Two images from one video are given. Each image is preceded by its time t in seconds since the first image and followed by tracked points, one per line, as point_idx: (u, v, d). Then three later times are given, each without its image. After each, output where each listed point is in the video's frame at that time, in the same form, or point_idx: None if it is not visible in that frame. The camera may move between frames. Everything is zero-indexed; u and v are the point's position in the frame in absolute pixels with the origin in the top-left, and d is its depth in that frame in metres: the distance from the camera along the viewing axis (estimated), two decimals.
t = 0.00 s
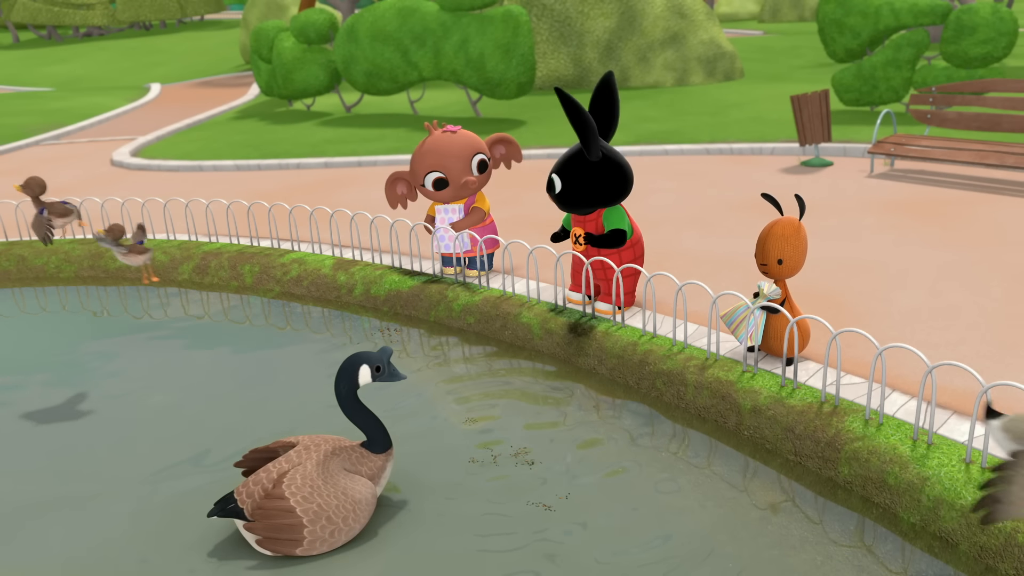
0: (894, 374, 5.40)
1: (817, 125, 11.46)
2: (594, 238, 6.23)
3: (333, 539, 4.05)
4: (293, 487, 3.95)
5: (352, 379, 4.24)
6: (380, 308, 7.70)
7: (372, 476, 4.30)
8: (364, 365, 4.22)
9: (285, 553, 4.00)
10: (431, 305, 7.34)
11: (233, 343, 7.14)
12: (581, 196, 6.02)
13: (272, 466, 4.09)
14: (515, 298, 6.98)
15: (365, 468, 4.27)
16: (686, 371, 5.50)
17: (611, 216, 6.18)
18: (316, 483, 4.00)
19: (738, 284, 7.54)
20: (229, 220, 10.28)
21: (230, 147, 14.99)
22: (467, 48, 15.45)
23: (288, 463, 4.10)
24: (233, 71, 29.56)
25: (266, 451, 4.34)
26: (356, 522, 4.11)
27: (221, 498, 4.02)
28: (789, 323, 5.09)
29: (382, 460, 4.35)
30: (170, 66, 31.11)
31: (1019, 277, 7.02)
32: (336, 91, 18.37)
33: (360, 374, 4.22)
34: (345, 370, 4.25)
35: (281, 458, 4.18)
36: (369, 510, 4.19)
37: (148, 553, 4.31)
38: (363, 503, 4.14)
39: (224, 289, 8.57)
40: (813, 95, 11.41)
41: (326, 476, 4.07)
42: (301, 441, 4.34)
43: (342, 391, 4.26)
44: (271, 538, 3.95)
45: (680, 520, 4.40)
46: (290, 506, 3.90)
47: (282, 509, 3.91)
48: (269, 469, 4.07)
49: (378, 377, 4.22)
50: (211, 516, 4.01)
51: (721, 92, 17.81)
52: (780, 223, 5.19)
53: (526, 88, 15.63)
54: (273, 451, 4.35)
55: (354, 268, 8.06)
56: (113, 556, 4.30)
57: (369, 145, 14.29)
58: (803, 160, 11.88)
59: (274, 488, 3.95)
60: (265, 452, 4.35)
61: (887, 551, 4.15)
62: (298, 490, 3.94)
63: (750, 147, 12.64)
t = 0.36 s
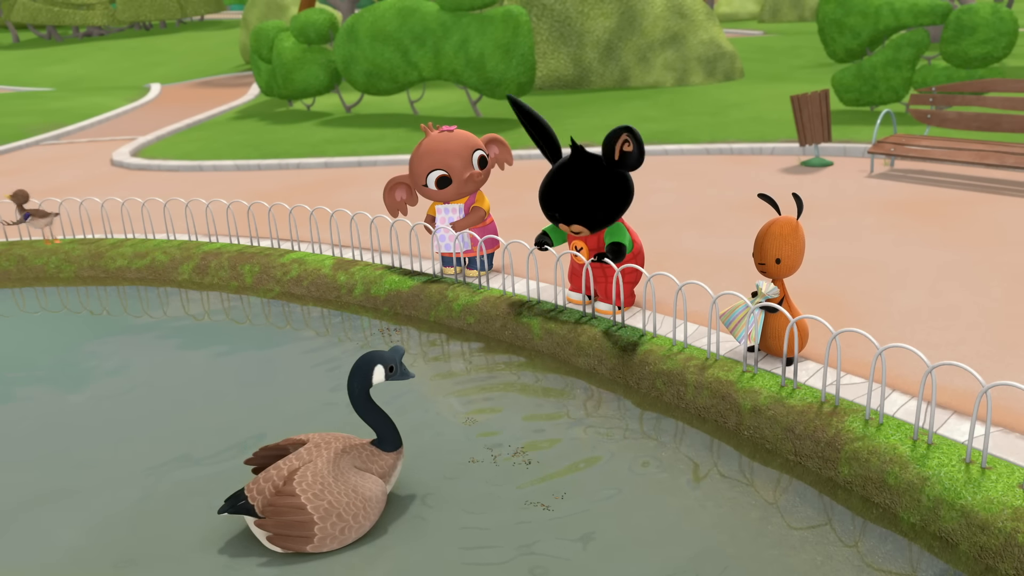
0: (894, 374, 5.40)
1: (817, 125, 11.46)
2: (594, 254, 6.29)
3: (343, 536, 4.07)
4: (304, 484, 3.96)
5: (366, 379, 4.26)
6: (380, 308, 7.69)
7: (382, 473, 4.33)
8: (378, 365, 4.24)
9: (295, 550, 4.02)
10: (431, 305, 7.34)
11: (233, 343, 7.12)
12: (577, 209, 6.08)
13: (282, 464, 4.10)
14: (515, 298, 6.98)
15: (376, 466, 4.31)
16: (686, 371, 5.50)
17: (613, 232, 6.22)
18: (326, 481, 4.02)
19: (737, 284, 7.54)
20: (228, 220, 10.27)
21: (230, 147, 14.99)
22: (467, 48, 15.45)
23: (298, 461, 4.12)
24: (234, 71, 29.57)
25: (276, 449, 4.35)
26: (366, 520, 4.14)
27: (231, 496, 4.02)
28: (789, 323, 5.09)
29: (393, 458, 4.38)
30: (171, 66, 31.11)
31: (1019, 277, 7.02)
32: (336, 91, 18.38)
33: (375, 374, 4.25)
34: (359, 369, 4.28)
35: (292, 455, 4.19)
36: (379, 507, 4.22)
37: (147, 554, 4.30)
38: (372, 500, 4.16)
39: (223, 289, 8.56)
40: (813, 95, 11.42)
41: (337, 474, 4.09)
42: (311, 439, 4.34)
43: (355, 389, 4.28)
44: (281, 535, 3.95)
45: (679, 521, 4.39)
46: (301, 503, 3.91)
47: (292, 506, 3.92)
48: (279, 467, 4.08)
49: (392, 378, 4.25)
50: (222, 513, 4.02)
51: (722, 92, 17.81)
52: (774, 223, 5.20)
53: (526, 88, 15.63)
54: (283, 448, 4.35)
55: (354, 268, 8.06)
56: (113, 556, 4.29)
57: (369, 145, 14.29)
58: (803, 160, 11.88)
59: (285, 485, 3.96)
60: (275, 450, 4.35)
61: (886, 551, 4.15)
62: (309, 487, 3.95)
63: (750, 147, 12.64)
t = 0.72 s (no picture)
0: (894, 374, 5.40)
1: (817, 125, 11.46)
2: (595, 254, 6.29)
3: (366, 526, 4.13)
4: (335, 468, 4.04)
5: (396, 374, 4.29)
6: (380, 308, 7.69)
7: (412, 469, 4.40)
8: (410, 362, 4.26)
9: (320, 534, 4.06)
10: (431, 305, 7.34)
11: (234, 343, 7.12)
12: (582, 205, 6.03)
13: (315, 451, 4.19)
14: (516, 299, 6.98)
15: (406, 461, 4.38)
16: (686, 372, 5.50)
17: (613, 233, 6.24)
18: (357, 468, 4.09)
19: (737, 284, 7.54)
20: (228, 220, 10.27)
21: (230, 147, 14.99)
22: (467, 48, 15.46)
23: (328, 448, 4.20)
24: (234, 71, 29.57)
25: (305, 435, 4.45)
26: (390, 514, 4.20)
27: (260, 490, 4.11)
28: (790, 323, 5.09)
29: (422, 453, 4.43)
30: (170, 66, 31.11)
31: (1019, 277, 7.02)
32: (336, 91, 18.37)
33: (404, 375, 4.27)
34: (389, 365, 4.28)
35: (322, 445, 4.28)
36: (404, 501, 4.28)
37: (147, 554, 4.30)
38: (399, 494, 4.24)
39: (223, 289, 8.56)
40: (812, 95, 11.43)
41: (369, 464, 4.17)
42: (340, 428, 4.44)
43: (386, 385, 4.32)
44: (306, 516, 4.02)
45: (679, 520, 4.40)
46: (332, 486, 3.99)
47: (323, 489, 4.00)
48: (311, 454, 4.17)
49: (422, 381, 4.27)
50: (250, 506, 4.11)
51: (722, 91, 17.81)
52: (774, 223, 5.20)
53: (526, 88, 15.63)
54: (311, 434, 4.45)
55: (354, 268, 8.06)
56: (113, 556, 4.30)
57: (369, 145, 14.29)
58: (803, 160, 11.88)
59: (318, 466, 4.04)
60: (303, 436, 4.46)
61: (886, 551, 4.15)
62: (340, 473, 4.03)
63: (750, 147, 12.64)
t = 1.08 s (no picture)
0: (894, 374, 5.41)
1: (817, 125, 11.46)
2: (594, 254, 6.27)
3: (382, 518, 4.14)
4: (347, 463, 4.08)
5: (449, 387, 4.47)
6: (380, 308, 7.69)
7: (420, 464, 4.47)
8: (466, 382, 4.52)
9: (335, 529, 4.06)
10: (430, 305, 7.34)
11: (234, 343, 7.12)
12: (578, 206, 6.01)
13: (325, 448, 4.23)
14: (516, 299, 6.97)
15: (414, 456, 4.45)
16: (686, 371, 5.50)
17: (612, 232, 6.20)
18: (369, 461, 4.14)
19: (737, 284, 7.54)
20: (228, 220, 10.27)
21: (230, 147, 14.99)
22: (467, 48, 15.45)
23: (338, 446, 4.26)
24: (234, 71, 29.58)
25: (318, 432, 4.56)
26: (405, 505, 4.22)
27: (270, 492, 4.13)
28: (789, 323, 5.09)
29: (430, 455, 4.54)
30: (170, 66, 31.11)
31: (1019, 278, 7.02)
32: (336, 91, 18.37)
33: (455, 393, 4.47)
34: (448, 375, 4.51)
35: (330, 444, 4.33)
36: (417, 495, 4.32)
37: (147, 555, 4.29)
38: (411, 487, 4.26)
39: (223, 289, 8.56)
40: (812, 95, 11.43)
41: (380, 457, 4.21)
42: (349, 425, 4.52)
43: (437, 388, 4.46)
44: (323, 513, 4.01)
45: (679, 520, 4.40)
46: (345, 480, 4.03)
47: (337, 483, 4.02)
48: (322, 451, 4.21)
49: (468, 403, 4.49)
50: (261, 507, 4.13)
51: (722, 92, 17.82)
52: (772, 223, 5.20)
53: (526, 88, 15.64)
54: (323, 432, 4.57)
55: (354, 268, 8.06)
56: (113, 556, 4.29)
57: (369, 145, 14.29)
58: (803, 160, 11.88)
59: (329, 463, 4.08)
60: (314, 433, 4.58)
61: (886, 551, 4.15)
62: (353, 466, 4.07)
63: (750, 147, 12.64)
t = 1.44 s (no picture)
0: (894, 374, 5.41)
1: (818, 124, 11.46)
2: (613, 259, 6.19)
3: (389, 526, 4.17)
4: (352, 473, 4.07)
5: (484, 423, 4.74)
6: (380, 308, 7.69)
7: (425, 468, 4.50)
8: (497, 425, 4.79)
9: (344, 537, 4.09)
10: (430, 305, 7.34)
11: (235, 344, 7.12)
12: (595, 202, 5.93)
13: (332, 455, 4.27)
14: (516, 299, 6.97)
15: (419, 460, 4.47)
16: (686, 372, 5.50)
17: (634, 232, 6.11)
18: (375, 471, 4.14)
19: (736, 283, 7.53)
20: (228, 220, 10.28)
21: (230, 147, 15.00)
22: (467, 48, 15.45)
23: (342, 455, 4.27)
24: (234, 71, 29.58)
25: (322, 440, 4.59)
26: (411, 512, 4.25)
27: (276, 494, 4.20)
28: (790, 322, 5.09)
29: (436, 456, 4.58)
30: (171, 66, 31.10)
31: (1019, 277, 7.01)
32: (336, 91, 18.37)
33: (487, 429, 4.75)
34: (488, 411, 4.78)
35: (336, 450, 4.35)
36: (424, 499, 4.35)
37: (147, 555, 4.29)
38: (417, 493, 4.28)
39: (223, 289, 8.57)
40: (812, 95, 11.43)
41: (383, 465, 4.20)
42: (355, 431, 4.60)
43: (479, 415, 4.72)
44: (331, 522, 4.05)
45: (677, 520, 4.40)
46: (351, 491, 4.03)
47: (342, 494, 4.04)
48: (327, 460, 4.23)
49: (492, 442, 4.81)
50: (269, 509, 4.20)
51: (722, 92, 17.83)
52: (772, 221, 5.20)
53: (526, 88, 15.65)
54: (328, 439, 4.60)
55: (354, 268, 8.06)
56: (112, 557, 4.29)
57: (369, 145, 14.29)
58: (802, 160, 11.88)
59: (334, 474, 4.08)
60: (320, 442, 4.60)
61: (886, 551, 4.15)
62: (358, 477, 4.07)
63: (750, 147, 12.65)
